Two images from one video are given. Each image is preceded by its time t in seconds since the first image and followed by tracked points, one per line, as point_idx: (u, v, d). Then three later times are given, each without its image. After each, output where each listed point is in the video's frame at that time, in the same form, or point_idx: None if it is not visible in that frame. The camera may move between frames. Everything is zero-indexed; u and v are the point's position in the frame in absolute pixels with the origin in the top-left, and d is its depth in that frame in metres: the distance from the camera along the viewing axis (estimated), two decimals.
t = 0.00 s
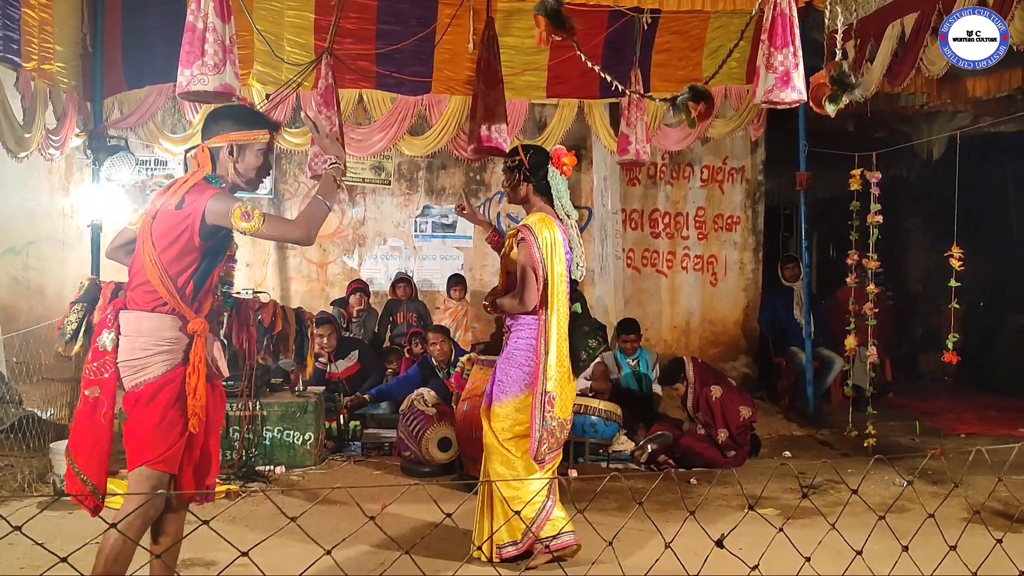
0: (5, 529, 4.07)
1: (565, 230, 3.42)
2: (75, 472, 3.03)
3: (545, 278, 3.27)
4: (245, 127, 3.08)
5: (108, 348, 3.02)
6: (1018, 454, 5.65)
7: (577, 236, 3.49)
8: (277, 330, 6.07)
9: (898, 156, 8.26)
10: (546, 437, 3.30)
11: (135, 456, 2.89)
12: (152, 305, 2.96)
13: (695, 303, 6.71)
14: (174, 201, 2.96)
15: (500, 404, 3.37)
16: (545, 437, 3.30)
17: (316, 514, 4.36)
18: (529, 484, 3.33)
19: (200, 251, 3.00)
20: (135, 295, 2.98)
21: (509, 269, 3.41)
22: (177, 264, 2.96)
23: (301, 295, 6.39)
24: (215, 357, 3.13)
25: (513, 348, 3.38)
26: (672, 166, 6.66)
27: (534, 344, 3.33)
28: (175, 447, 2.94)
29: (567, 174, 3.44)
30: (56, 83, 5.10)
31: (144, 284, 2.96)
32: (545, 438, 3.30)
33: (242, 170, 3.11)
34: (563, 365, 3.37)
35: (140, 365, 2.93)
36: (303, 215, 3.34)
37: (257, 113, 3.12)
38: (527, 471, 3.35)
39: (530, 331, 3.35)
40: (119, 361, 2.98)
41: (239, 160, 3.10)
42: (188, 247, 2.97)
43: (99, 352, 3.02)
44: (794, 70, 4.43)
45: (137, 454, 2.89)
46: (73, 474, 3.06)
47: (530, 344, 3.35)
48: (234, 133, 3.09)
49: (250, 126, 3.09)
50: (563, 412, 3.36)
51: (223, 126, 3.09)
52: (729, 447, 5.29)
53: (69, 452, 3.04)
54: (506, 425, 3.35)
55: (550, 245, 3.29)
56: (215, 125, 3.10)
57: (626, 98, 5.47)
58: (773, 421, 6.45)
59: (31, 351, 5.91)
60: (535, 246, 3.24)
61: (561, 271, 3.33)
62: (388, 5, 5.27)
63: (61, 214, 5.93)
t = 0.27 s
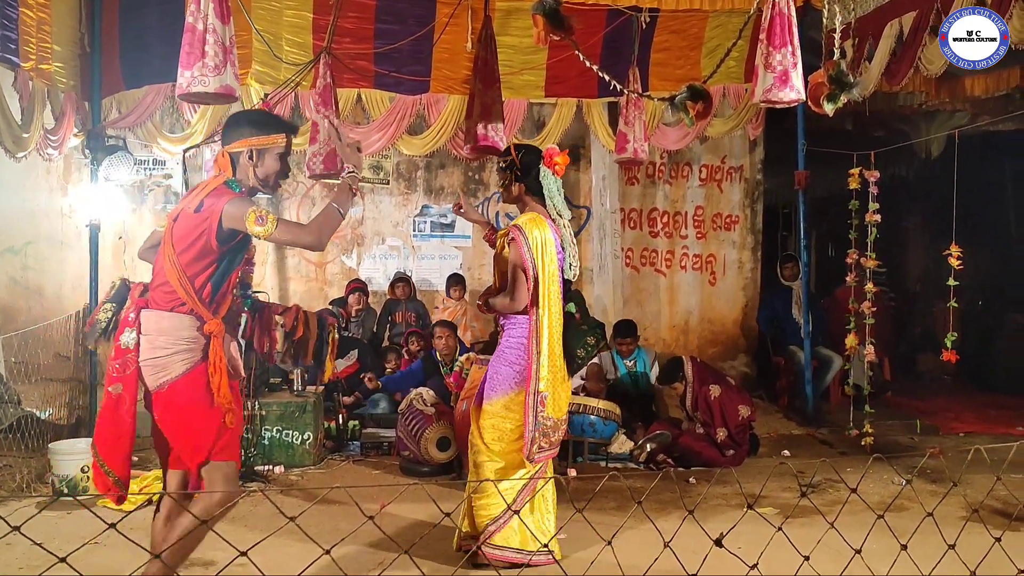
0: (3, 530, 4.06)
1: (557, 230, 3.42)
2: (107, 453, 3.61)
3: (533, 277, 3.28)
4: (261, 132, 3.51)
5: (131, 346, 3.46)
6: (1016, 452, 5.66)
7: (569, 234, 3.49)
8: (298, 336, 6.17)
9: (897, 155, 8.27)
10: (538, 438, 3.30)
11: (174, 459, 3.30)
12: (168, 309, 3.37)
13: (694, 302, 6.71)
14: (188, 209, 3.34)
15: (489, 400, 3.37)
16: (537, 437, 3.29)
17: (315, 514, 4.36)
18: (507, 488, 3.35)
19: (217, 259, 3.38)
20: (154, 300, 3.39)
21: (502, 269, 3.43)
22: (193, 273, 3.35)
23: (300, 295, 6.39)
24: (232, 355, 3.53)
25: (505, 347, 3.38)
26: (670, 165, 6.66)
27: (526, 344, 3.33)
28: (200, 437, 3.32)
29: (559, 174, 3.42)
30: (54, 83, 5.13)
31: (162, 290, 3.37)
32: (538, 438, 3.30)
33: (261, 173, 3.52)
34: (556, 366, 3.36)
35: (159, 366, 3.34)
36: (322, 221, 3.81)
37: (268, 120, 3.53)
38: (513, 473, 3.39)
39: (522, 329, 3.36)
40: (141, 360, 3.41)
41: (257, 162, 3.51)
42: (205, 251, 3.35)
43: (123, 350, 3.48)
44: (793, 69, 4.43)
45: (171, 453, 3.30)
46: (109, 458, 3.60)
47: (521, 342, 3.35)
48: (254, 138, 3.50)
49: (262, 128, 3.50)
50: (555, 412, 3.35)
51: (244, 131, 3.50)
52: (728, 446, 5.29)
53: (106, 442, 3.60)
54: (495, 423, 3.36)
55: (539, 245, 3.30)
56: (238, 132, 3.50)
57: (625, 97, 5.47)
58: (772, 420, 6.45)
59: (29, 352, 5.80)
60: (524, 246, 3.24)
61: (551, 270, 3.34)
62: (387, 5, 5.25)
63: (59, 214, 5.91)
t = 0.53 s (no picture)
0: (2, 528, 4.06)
1: (536, 228, 3.40)
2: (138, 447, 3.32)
3: (512, 279, 3.25)
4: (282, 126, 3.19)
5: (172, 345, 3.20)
6: (1015, 448, 5.66)
7: (552, 232, 3.48)
8: (340, 342, 6.15)
9: (895, 151, 8.29)
10: (528, 438, 3.30)
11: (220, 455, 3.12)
12: (211, 304, 3.15)
13: (692, 299, 6.72)
14: (222, 205, 3.12)
15: (474, 400, 3.38)
16: (527, 438, 3.29)
17: (315, 511, 4.36)
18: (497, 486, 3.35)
19: (254, 250, 3.14)
20: (194, 295, 3.16)
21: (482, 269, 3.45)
22: (230, 264, 3.13)
23: (299, 292, 6.55)
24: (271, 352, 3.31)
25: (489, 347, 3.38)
26: (669, 161, 6.66)
27: (511, 345, 3.32)
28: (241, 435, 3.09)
29: (540, 171, 3.39)
30: (53, 80, 5.07)
31: (204, 285, 3.15)
32: (528, 438, 3.30)
33: (289, 168, 3.21)
34: (543, 366, 3.36)
35: (204, 362, 3.14)
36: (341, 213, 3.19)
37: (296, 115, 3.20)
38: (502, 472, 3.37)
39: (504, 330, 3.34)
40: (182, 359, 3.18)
41: (286, 165, 3.19)
42: (241, 247, 3.13)
43: (162, 348, 3.21)
44: (791, 65, 4.43)
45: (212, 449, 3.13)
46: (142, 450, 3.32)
47: (503, 341, 3.34)
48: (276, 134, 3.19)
49: (292, 124, 3.19)
50: (544, 409, 3.35)
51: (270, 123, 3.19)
52: (727, 442, 5.30)
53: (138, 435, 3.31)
54: (484, 422, 3.35)
55: (517, 244, 3.27)
56: (263, 123, 3.19)
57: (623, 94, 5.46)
58: (771, 416, 6.46)
59: (29, 349, 6.02)
60: (499, 246, 3.24)
61: (531, 270, 3.32)
62: (385, 1, 5.23)
63: (57, 211, 6.14)
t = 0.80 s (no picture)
0: None
1: (504, 221, 3.35)
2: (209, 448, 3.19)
3: (478, 276, 3.25)
4: (338, 124, 3.24)
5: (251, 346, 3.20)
6: (1009, 439, 5.68)
7: (522, 224, 3.41)
8: (390, 370, 5.85)
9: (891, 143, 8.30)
10: (502, 429, 3.33)
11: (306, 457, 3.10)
12: (292, 303, 3.16)
13: (688, 291, 6.73)
14: (290, 206, 3.16)
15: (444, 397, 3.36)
16: (503, 429, 3.32)
17: (311, 503, 4.36)
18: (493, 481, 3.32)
19: (327, 245, 3.17)
20: (272, 295, 3.20)
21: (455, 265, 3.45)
22: (308, 261, 3.15)
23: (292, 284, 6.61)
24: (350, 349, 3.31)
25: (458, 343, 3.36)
26: (665, 153, 6.66)
27: (478, 340, 3.31)
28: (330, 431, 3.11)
29: (503, 164, 3.37)
30: (46, 73, 5.11)
31: (280, 284, 3.17)
32: (503, 428, 3.33)
33: (348, 161, 3.27)
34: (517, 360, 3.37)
35: (287, 361, 3.14)
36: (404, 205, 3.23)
37: (352, 106, 3.26)
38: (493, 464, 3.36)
39: (473, 325, 3.32)
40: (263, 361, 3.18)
41: (345, 161, 3.25)
42: (314, 246, 3.15)
43: (240, 351, 3.20)
44: (786, 57, 4.43)
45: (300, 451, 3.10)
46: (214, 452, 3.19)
47: (470, 336, 3.32)
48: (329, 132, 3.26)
49: (341, 118, 3.24)
50: (522, 401, 3.37)
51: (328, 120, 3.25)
52: (722, 434, 5.32)
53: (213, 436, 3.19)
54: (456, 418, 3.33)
55: (479, 238, 3.26)
56: (321, 120, 3.25)
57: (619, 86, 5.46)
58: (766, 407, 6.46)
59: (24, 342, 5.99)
60: (462, 242, 3.25)
61: (498, 264, 3.30)
62: None
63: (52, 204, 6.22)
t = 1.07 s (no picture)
0: None
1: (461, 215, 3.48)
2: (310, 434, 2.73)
3: (432, 270, 3.44)
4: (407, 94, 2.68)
5: (330, 324, 2.70)
6: (995, 427, 5.73)
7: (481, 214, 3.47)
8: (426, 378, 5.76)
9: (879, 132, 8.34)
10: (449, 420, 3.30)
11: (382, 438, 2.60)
12: (368, 279, 2.62)
13: (676, 280, 6.77)
14: (360, 178, 2.59)
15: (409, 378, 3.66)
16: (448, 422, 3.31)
17: (300, 492, 4.37)
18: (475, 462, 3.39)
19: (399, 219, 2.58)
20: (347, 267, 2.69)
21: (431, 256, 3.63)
22: (379, 233, 2.58)
23: (282, 273, 6.86)
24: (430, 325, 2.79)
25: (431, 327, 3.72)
26: (654, 142, 6.69)
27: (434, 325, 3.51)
28: (402, 410, 2.59)
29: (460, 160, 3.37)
30: (31, 60, 5.03)
31: (350, 256, 2.65)
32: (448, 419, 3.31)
33: (416, 137, 2.73)
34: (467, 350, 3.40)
35: (360, 336, 2.61)
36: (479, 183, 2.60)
37: (423, 78, 2.70)
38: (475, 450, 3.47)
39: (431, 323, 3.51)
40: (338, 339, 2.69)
41: (415, 129, 2.70)
42: (385, 217, 2.56)
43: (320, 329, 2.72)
44: (775, 46, 4.43)
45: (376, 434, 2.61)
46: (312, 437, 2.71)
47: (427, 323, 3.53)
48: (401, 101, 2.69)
49: (417, 92, 2.71)
50: (478, 397, 3.33)
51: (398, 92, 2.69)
52: (711, 423, 5.33)
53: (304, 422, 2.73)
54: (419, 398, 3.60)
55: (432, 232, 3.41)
56: (392, 91, 2.70)
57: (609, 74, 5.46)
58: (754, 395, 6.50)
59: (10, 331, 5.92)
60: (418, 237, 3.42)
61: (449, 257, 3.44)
62: None
63: (38, 192, 6.29)
